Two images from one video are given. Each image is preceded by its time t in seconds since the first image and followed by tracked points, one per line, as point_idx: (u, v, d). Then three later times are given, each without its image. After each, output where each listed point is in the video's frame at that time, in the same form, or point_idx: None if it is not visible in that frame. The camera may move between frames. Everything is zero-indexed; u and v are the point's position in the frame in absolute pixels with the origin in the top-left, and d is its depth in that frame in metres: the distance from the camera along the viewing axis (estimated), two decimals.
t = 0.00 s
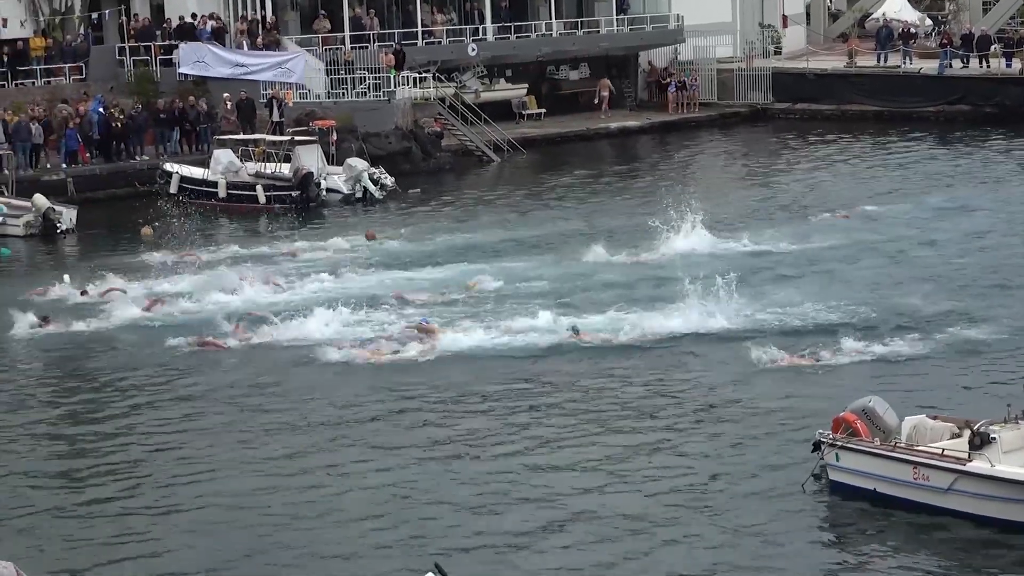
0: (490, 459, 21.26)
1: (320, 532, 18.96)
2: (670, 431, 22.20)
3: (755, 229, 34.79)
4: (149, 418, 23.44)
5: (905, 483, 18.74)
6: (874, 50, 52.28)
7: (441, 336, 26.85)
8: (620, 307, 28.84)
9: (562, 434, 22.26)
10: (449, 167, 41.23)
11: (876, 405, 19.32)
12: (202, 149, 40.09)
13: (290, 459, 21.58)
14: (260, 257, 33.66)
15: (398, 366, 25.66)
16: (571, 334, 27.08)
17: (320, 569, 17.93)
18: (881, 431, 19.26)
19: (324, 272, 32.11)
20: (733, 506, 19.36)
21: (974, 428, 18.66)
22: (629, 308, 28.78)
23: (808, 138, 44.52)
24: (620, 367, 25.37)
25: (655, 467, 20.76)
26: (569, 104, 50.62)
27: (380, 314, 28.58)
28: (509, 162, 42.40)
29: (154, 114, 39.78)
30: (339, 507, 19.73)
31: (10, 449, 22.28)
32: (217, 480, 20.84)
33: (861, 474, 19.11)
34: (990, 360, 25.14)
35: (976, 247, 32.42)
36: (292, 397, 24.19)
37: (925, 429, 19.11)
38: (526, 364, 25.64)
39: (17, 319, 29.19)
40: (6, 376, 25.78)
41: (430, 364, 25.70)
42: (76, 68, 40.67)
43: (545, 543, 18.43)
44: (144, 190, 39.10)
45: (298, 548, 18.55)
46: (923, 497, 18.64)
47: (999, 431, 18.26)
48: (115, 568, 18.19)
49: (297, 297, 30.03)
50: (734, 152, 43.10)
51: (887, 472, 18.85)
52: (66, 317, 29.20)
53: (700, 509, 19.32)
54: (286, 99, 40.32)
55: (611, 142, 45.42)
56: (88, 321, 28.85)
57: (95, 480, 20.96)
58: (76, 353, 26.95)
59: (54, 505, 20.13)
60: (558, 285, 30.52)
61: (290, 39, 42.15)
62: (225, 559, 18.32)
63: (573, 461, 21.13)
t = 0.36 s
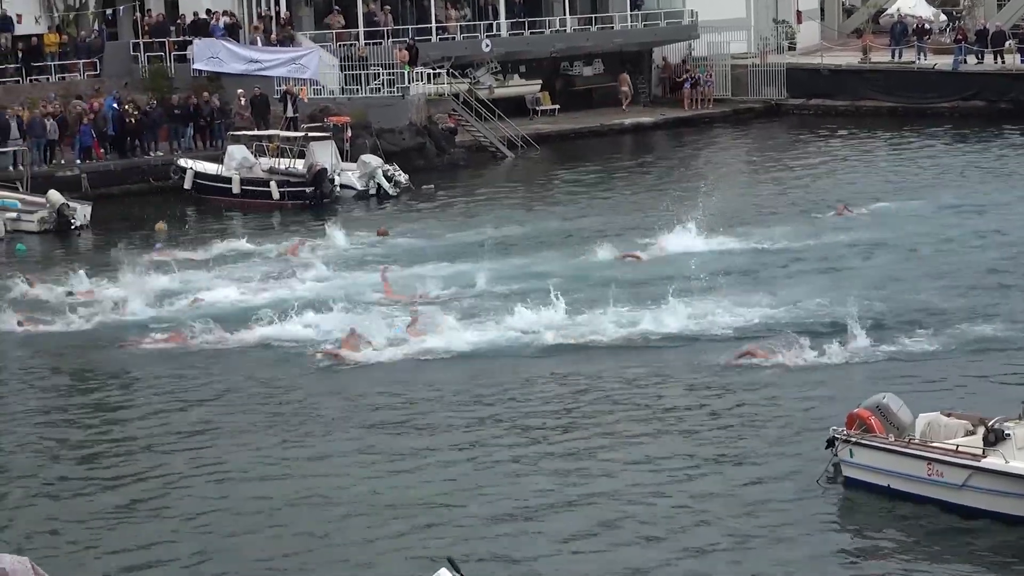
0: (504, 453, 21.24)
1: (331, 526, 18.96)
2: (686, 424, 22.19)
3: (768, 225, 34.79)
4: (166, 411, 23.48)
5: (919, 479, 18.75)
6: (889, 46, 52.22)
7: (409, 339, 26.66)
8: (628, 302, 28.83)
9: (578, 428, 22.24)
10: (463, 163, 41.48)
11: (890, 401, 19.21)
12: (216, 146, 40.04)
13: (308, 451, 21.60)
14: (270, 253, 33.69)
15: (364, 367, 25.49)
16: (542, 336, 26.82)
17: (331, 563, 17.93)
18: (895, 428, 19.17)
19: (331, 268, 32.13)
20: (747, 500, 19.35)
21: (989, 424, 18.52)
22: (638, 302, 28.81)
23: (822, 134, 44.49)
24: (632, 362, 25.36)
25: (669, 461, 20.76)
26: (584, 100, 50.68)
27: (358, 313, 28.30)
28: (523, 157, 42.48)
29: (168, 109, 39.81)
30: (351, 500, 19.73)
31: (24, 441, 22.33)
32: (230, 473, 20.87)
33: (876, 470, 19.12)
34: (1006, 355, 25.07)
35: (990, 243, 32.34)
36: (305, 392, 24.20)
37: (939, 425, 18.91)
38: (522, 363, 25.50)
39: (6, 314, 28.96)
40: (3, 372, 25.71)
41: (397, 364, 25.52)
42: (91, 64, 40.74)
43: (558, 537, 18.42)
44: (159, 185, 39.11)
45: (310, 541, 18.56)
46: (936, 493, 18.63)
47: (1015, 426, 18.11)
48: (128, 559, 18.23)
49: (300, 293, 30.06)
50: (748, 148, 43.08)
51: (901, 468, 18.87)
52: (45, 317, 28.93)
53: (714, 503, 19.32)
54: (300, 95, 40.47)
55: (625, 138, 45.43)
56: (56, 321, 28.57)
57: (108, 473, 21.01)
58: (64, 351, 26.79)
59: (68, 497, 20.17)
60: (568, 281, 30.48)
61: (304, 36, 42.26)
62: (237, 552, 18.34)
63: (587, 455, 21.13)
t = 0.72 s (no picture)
0: (522, 448, 21.29)
1: (350, 520, 19.02)
2: (705, 420, 22.21)
3: (784, 221, 34.78)
4: (181, 408, 23.51)
5: (935, 476, 18.69)
6: (905, 42, 52.13)
7: (389, 338, 26.55)
8: (639, 298, 28.76)
9: (597, 423, 22.28)
10: (479, 160, 41.49)
11: (906, 399, 19.24)
12: (232, 142, 40.23)
13: (325, 448, 21.61)
14: (281, 249, 33.70)
15: (348, 366, 25.38)
16: (538, 333, 26.70)
17: (350, 556, 18.00)
18: (910, 425, 19.23)
19: (341, 265, 32.11)
20: (765, 494, 19.39)
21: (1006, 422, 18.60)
22: (650, 298, 28.79)
23: (838, 131, 44.43)
24: (648, 357, 25.39)
25: (687, 456, 20.80)
26: (599, 96, 50.72)
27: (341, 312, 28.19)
28: (539, 154, 42.49)
29: (184, 106, 39.80)
30: (368, 495, 19.80)
31: (41, 437, 22.38)
32: (248, 468, 20.93)
33: (892, 468, 19.04)
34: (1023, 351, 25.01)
35: (1005, 240, 32.28)
36: (321, 388, 24.23)
37: (955, 422, 18.94)
38: (523, 360, 25.40)
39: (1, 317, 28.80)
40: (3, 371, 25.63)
41: (383, 363, 25.43)
42: (107, 60, 40.91)
43: (576, 531, 18.44)
44: (176, 181, 39.20)
45: (329, 534, 18.62)
46: (953, 491, 18.57)
47: None
48: (148, 554, 18.29)
49: (309, 289, 30.06)
50: (763, 144, 43.03)
51: (917, 465, 18.80)
52: (38, 316, 28.81)
53: (732, 497, 19.34)
54: (316, 92, 40.53)
55: (640, 135, 45.39)
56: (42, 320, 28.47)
57: (127, 469, 21.08)
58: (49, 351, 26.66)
59: (87, 493, 20.25)
60: (582, 278, 30.43)
61: (320, 32, 42.32)
62: (257, 546, 18.40)
63: (605, 449, 21.18)
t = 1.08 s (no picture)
0: (541, 439, 21.85)
1: (375, 506, 19.58)
2: (720, 412, 22.77)
3: (798, 219, 35.32)
4: (208, 398, 24.15)
5: (946, 472, 19.07)
6: (917, 43, 52.67)
7: (377, 340, 26.70)
8: (649, 296, 29.30)
9: (613, 415, 22.84)
10: (498, 159, 42.19)
11: (918, 395, 19.65)
12: (254, 141, 41.02)
13: (349, 438, 22.21)
14: (300, 247, 34.28)
15: (349, 365, 25.74)
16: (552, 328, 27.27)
17: (375, 539, 18.56)
18: (922, 421, 19.62)
19: (355, 263, 32.65)
20: (778, 483, 19.93)
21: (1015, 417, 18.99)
22: (660, 296, 29.31)
23: (851, 131, 44.96)
24: (663, 351, 26.00)
25: (702, 446, 21.36)
26: (616, 97, 51.35)
27: (326, 317, 28.38)
28: (556, 153, 43.10)
29: (208, 105, 40.52)
30: (392, 483, 20.37)
31: (73, 427, 23.05)
32: (274, 457, 21.52)
33: (903, 463, 19.43)
34: None
35: (1015, 238, 32.81)
36: (342, 382, 24.79)
37: (965, 417, 19.47)
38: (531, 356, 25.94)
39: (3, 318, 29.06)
40: (14, 369, 26.02)
41: (379, 362, 25.79)
42: (132, 60, 41.59)
43: (594, 517, 19.02)
44: (199, 179, 40.03)
45: (354, 519, 19.18)
46: (963, 486, 18.96)
47: None
48: (179, 536, 18.87)
49: (320, 287, 30.62)
50: (777, 143, 43.58)
51: (928, 461, 19.18)
52: (45, 313, 29.29)
53: (746, 487, 19.88)
54: (337, 92, 41.42)
55: (656, 134, 45.97)
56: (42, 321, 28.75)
57: (156, 458, 21.68)
58: (44, 352, 26.89)
59: (118, 481, 20.85)
60: (595, 276, 30.98)
61: (341, 33, 43.02)
62: (284, 529, 18.96)
63: (622, 440, 21.73)
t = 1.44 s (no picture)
0: (560, 430, 22.73)
1: (402, 494, 20.50)
2: (734, 407, 23.64)
3: (812, 220, 36.17)
4: (239, 388, 25.04)
5: (956, 467, 19.83)
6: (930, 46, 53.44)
7: (361, 336, 27.41)
8: (659, 296, 30.07)
9: (630, 408, 23.71)
10: (519, 159, 43.04)
11: (929, 392, 20.46)
12: (280, 141, 41.93)
13: (378, 427, 23.10)
14: (322, 245, 35.13)
15: (365, 357, 26.48)
16: (564, 326, 28.03)
17: (402, 526, 19.47)
18: (933, 417, 20.40)
19: (374, 262, 33.43)
20: (788, 474, 20.82)
21: None
22: (672, 295, 30.10)
23: (866, 132, 45.73)
24: (678, 346, 26.90)
25: (714, 436, 22.23)
26: (634, 99, 52.18)
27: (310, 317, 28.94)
28: (575, 154, 43.98)
29: (236, 105, 41.48)
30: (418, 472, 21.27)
31: (110, 415, 23.97)
32: (302, 445, 22.42)
33: (915, 458, 20.22)
34: None
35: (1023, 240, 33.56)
36: (367, 374, 25.66)
37: (976, 415, 20.26)
38: (540, 349, 26.85)
39: None
40: (44, 359, 26.88)
41: (382, 356, 26.49)
42: (161, 61, 42.55)
43: (613, 506, 19.88)
44: (226, 178, 41.00)
45: (381, 507, 20.09)
46: (973, 481, 19.70)
47: None
48: (215, 522, 19.77)
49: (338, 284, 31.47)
50: (792, 145, 44.38)
51: (939, 456, 19.96)
52: (70, 309, 30.11)
53: (760, 478, 20.73)
54: (362, 93, 42.23)
55: (674, 135, 46.80)
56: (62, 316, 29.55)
57: (188, 445, 22.57)
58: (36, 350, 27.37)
59: (153, 467, 21.74)
60: (609, 275, 31.75)
61: (366, 35, 44.17)
62: (315, 515, 19.87)
63: (639, 432, 22.62)
